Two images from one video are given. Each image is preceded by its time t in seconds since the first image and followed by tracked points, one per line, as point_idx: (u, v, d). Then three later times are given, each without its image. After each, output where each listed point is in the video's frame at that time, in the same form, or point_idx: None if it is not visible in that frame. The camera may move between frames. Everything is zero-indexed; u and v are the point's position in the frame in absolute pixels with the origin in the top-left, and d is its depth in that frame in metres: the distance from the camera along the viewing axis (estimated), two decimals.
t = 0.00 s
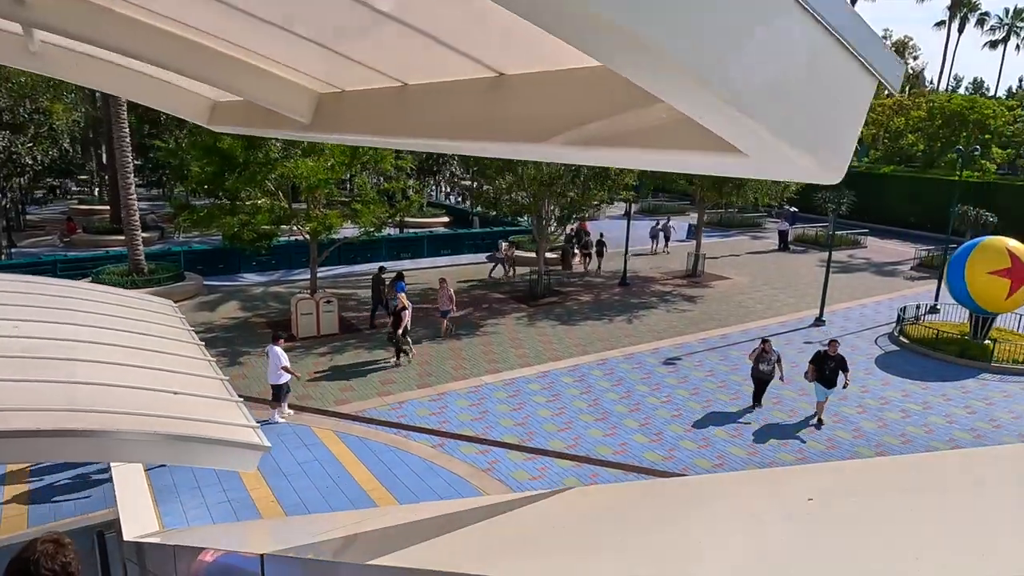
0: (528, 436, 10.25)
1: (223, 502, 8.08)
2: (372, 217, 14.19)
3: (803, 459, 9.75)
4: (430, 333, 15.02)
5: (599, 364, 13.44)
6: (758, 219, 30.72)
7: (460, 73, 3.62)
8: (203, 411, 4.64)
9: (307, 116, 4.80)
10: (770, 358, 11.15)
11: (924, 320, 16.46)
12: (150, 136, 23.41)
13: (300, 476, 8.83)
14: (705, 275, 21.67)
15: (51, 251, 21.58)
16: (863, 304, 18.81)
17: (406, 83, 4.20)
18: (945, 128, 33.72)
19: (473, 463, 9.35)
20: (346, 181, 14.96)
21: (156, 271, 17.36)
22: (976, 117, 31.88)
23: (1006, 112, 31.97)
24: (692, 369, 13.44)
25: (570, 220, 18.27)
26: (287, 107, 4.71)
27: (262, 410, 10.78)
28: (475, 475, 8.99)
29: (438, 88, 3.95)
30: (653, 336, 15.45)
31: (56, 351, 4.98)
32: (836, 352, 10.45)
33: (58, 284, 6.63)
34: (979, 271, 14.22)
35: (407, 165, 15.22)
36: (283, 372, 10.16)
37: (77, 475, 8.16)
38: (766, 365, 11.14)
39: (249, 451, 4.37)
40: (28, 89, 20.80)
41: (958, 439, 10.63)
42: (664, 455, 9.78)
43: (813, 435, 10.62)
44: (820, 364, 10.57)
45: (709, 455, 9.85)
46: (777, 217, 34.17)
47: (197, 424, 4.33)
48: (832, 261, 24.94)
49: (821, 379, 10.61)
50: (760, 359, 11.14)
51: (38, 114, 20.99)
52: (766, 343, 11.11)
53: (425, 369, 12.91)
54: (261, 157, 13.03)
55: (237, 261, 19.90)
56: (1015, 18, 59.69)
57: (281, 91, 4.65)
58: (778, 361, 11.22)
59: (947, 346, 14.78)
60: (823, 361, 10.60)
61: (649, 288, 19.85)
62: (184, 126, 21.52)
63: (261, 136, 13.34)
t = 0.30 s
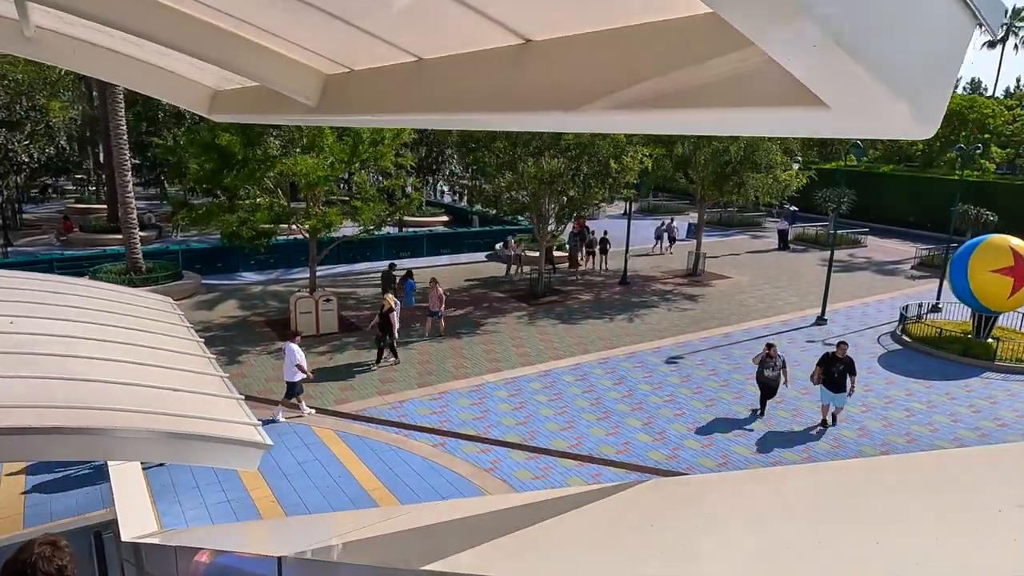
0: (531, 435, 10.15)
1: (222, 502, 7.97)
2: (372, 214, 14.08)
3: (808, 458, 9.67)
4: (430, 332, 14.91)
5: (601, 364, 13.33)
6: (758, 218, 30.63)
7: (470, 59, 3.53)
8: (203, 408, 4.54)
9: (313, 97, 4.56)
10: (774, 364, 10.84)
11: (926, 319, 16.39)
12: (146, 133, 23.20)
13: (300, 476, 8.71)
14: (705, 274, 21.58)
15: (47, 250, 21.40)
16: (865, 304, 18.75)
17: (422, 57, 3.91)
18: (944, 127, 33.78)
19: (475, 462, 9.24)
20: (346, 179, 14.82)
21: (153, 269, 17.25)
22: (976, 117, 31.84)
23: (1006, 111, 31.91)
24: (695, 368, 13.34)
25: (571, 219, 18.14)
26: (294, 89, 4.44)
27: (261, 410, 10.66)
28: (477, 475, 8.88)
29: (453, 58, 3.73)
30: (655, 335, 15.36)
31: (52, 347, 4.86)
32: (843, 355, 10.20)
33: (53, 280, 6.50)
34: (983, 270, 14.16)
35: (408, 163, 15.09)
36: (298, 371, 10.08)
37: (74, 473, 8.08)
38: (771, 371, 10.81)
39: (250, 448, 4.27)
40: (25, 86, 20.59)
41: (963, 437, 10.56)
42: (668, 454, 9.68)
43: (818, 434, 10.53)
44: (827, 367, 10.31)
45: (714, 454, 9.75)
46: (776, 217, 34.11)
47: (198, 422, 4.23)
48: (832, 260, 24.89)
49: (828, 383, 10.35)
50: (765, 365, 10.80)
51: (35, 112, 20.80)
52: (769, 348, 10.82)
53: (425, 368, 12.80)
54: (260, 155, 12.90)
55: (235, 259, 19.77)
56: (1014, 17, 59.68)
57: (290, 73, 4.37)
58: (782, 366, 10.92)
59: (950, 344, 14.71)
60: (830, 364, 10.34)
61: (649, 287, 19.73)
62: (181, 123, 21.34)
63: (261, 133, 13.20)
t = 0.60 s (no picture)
0: (534, 435, 10.05)
1: (223, 502, 7.88)
2: (374, 213, 13.99)
3: (814, 459, 9.57)
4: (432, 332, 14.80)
5: (604, 363, 13.22)
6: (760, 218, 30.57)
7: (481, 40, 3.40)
8: (206, 406, 4.45)
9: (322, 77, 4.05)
10: (786, 369, 10.31)
11: (930, 318, 16.30)
12: (148, 132, 23.12)
13: (301, 476, 8.62)
14: (707, 273, 21.49)
15: (47, 249, 21.32)
16: (868, 303, 18.65)
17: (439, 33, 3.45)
18: (946, 127, 33.76)
19: (478, 462, 9.14)
20: (347, 177, 14.71)
21: (153, 268, 17.15)
22: (978, 117, 31.74)
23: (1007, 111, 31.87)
24: (698, 367, 13.24)
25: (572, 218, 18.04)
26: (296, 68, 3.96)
27: (261, 409, 10.56)
28: (480, 475, 8.79)
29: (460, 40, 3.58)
30: (658, 334, 15.26)
31: (50, 344, 4.77)
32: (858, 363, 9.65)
33: (53, 277, 6.39)
34: (988, 268, 14.06)
35: (410, 161, 14.97)
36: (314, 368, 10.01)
37: (73, 472, 7.99)
38: (782, 377, 10.27)
39: (251, 447, 4.17)
40: (24, 84, 20.41)
41: (970, 437, 10.47)
42: (673, 454, 9.59)
43: (823, 434, 10.45)
44: (840, 375, 9.74)
45: (719, 454, 9.66)
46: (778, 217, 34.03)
47: (200, 420, 4.14)
48: (834, 259, 24.81)
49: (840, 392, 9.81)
50: (775, 370, 10.26)
51: (34, 110, 20.66)
52: (781, 353, 10.25)
53: (427, 367, 12.71)
54: (260, 153, 12.77)
55: (236, 258, 19.69)
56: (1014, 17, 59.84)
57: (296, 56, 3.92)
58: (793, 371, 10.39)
59: (955, 344, 14.62)
60: (844, 372, 9.79)
61: (651, 286, 19.64)
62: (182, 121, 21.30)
63: (261, 131, 13.09)
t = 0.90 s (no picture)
0: (539, 434, 9.95)
1: (225, 502, 7.77)
2: (377, 211, 13.87)
3: (822, 458, 9.48)
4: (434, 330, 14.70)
5: (608, 362, 13.12)
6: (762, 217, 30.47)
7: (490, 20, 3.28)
8: (208, 402, 4.35)
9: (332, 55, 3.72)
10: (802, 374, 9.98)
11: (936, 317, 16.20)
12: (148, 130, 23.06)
13: (304, 474, 8.52)
14: (710, 272, 21.39)
15: (48, 247, 21.23)
16: (872, 302, 18.56)
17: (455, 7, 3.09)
18: (948, 126, 33.70)
19: (483, 461, 9.04)
20: (349, 175, 14.60)
21: (154, 266, 17.07)
22: (980, 116, 31.61)
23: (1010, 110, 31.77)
24: (703, 366, 13.13)
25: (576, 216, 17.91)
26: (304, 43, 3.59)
27: (263, 408, 10.47)
28: (485, 474, 8.70)
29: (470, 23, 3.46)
30: (662, 333, 15.15)
31: (48, 339, 4.65)
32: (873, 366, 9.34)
33: (51, 273, 6.28)
34: (995, 267, 13.93)
35: (412, 159, 14.86)
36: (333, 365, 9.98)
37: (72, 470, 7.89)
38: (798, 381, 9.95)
39: (256, 445, 4.07)
40: (25, 81, 20.26)
41: (979, 437, 10.36)
42: (679, 454, 9.49)
43: (831, 434, 10.35)
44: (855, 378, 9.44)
45: (726, 453, 9.56)
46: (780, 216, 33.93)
47: (203, 416, 4.05)
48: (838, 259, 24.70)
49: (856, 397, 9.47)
50: (791, 375, 9.94)
51: (34, 107, 20.54)
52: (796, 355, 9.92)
53: (430, 365, 12.61)
54: (262, 150, 12.63)
55: (237, 257, 19.60)
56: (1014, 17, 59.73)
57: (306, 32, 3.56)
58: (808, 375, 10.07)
59: (961, 343, 14.51)
60: (858, 376, 9.47)
61: (654, 285, 19.55)
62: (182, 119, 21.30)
63: (263, 128, 12.96)
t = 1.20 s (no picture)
0: (544, 433, 9.85)
1: (228, 500, 7.68)
2: (381, 208, 13.77)
3: (831, 458, 9.37)
4: (438, 329, 14.59)
5: (613, 360, 13.02)
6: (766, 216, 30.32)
7: None
8: (213, 398, 4.26)
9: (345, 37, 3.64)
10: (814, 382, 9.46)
11: (943, 316, 16.07)
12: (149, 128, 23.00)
13: (308, 473, 8.43)
14: (715, 271, 21.27)
15: (50, 244, 21.17)
16: (878, 301, 18.44)
17: None
18: (953, 125, 33.53)
19: (489, 460, 8.95)
20: (352, 172, 14.51)
21: (156, 264, 16.99)
22: (985, 115, 31.42)
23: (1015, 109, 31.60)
24: (709, 365, 13.03)
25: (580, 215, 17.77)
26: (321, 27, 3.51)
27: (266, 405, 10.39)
28: (490, 472, 8.60)
29: None
30: (667, 332, 15.05)
31: (51, 333, 4.55)
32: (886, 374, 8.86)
33: (54, 267, 6.18)
34: (1003, 265, 13.82)
35: (416, 156, 14.75)
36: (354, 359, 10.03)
37: (74, 468, 7.80)
38: (810, 391, 9.41)
39: (264, 441, 3.98)
40: (27, 78, 20.39)
41: (990, 436, 10.24)
42: (687, 453, 9.39)
43: (840, 433, 10.23)
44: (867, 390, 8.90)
45: (734, 452, 9.45)
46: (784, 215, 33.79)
47: (208, 411, 3.95)
48: (843, 258, 24.56)
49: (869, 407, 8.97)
50: (802, 384, 9.43)
51: (36, 104, 20.52)
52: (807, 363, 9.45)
53: (434, 363, 12.52)
54: (265, 147, 12.52)
55: (240, 255, 19.51)
56: (1019, 17, 59.39)
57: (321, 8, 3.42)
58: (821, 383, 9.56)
59: (969, 342, 14.39)
60: (871, 385, 8.97)
61: (658, 283, 19.44)
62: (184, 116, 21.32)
63: (265, 123, 12.85)
